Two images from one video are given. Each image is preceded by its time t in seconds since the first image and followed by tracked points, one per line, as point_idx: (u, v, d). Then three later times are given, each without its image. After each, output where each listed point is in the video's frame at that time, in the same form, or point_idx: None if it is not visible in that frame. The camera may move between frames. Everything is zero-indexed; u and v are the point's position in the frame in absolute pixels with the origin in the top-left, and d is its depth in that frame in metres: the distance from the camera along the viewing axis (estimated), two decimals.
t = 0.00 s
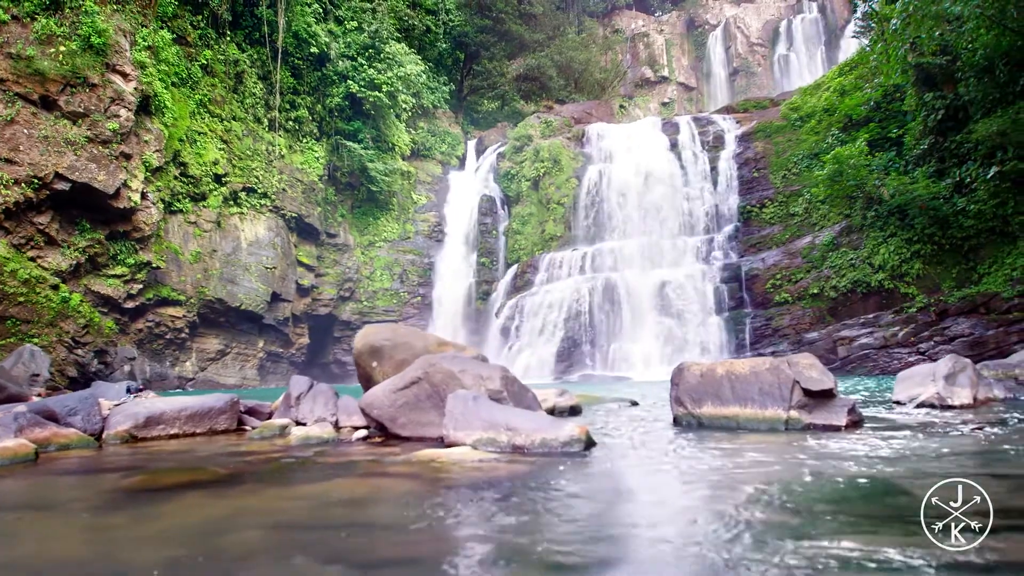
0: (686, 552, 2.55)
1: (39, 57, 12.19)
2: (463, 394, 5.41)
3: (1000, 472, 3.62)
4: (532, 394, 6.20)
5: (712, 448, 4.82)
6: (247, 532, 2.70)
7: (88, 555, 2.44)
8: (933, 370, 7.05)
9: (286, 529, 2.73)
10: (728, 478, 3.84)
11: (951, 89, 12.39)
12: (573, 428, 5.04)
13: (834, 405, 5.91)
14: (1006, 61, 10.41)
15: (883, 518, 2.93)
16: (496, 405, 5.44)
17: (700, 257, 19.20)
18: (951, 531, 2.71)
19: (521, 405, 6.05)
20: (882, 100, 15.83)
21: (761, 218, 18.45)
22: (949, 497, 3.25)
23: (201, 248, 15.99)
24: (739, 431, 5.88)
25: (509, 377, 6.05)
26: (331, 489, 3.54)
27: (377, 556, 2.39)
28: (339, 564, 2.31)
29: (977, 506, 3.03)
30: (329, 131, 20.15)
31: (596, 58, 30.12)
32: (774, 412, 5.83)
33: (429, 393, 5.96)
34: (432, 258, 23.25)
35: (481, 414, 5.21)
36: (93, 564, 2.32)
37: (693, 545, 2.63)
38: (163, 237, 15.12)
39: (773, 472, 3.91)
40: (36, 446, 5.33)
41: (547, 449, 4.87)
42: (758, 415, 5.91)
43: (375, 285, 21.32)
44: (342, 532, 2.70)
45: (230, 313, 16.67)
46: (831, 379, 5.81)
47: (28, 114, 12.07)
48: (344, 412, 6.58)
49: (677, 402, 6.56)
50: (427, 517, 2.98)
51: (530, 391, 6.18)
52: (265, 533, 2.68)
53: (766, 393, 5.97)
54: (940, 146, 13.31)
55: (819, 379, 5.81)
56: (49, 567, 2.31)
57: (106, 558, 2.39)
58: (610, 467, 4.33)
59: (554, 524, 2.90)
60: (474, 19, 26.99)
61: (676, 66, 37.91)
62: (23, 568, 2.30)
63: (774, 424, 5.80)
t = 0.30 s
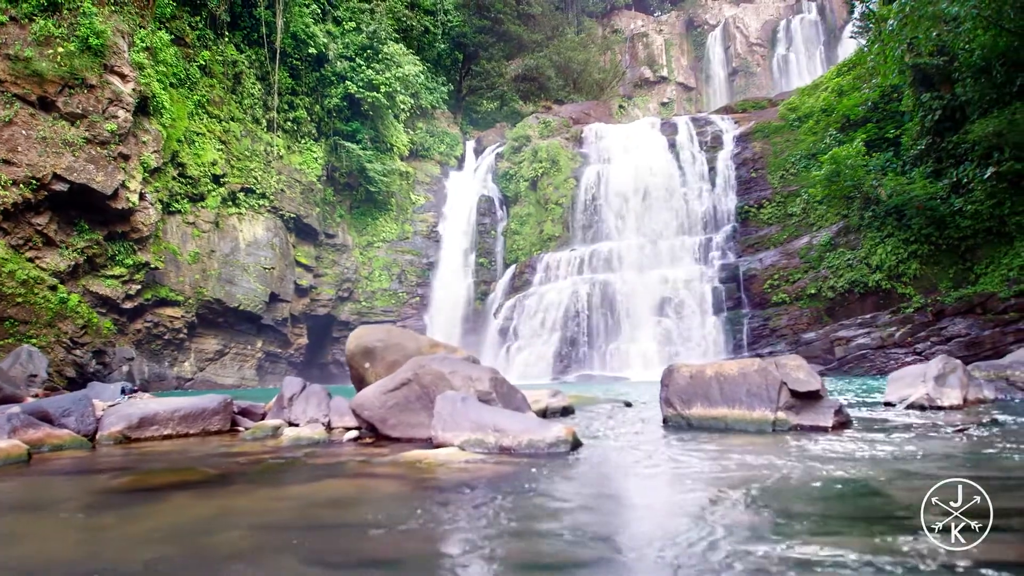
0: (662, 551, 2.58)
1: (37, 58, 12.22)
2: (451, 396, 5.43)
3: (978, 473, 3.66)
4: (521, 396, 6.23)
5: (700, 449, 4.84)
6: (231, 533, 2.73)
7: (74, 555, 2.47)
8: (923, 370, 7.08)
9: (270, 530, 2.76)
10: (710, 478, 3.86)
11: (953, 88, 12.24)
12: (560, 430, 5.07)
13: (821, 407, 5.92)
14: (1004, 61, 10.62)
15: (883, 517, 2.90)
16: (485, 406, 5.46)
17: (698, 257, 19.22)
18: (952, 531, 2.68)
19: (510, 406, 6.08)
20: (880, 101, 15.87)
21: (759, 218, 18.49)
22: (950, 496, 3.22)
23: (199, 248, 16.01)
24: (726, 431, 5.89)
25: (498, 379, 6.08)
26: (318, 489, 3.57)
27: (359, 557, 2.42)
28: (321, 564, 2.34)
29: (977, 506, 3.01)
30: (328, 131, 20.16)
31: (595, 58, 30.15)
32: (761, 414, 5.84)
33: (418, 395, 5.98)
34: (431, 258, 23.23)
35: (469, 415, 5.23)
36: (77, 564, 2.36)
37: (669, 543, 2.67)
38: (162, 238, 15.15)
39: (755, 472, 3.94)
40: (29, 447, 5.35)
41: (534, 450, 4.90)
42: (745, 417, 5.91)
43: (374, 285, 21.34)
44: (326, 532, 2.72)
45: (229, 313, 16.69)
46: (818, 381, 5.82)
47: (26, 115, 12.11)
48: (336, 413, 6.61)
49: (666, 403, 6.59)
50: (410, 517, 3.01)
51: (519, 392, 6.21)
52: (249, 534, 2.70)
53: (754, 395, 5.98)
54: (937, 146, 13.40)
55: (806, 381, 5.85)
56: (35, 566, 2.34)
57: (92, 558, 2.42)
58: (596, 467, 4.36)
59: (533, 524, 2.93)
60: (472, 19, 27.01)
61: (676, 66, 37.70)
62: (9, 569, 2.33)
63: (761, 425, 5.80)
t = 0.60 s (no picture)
0: (634, 549, 2.60)
1: (35, 58, 12.26)
2: (438, 396, 5.46)
3: (955, 473, 3.68)
4: (509, 397, 6.26)
5: (686, 449, 4.86)
6: (211, 532, 2.75)
7: (54, 554, 2.50)
8: (912, 371, 7.11)
9: (249, 530, 2.78)
10: (690, 477, 3.89)
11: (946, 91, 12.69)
12: (546, 430, 5.10)
13: (807, 407, 5.93)
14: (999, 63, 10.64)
15: (883, 516, 2.89)
16: (472, 407, 5.48)
17: (695, 257, 19.25)
18: (951, 531, 2.67)
19: (498, 407, 6.11)
20: (877, 101, 15.92)
21: (757, 218, 18.51)
22: (950, 496, 3.21)
23: (198, 249, 16.03)
24: (714, 432, 5.91)
25: (486, 379, 6.11)
26: (301, 489, 3.60)
27: (334, 556, 2.44)
28: (297, 563, 2.36)
29: (977, 506, 2.99)
30: (326, 132, 20.19)
31: (594, 58, 30.18)
32: (748, 414, 5.85)
33: (407, 395, 6.01)
34: (429, 258, 23.22)
35: (455, 416, 5.25)
36: (56, 563, 2.39)
37: (642, 542, 2.69)
38: (160, 238, 15.17)
39: (735, 473, 3.97)
40: (20, 447, 5.38)
41: (519, 450, 4.92)
42: (732, 417, 5.94)
43: (372, 285, 21.34)
44: (304, 532, 2.75)
45: (227, 313, 16.72)
46: (803, 381, 5.81)
47: (24, 116, 12.16)
48: (327, 413, 6.63)
49: (655, 404, 6.64)
50: (388, 517, 3.03)
51: (507, 393, 6.23)
52: (228, 534, 2.72)
53: (741, 395, 6.00)
54: (934, 147, 13.46)
55: (792, 381, 5.85)
56: (13, 565, 2.37)
57: (70, 557, 2.45)
58: (578, 466, 4.38)
59: (509, 523, 2.94)
60: (470, 20, 27.04)
61: (675, 66, 37.81)
62: None
63: (748, 426, 5.82)
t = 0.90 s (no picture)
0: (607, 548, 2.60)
1: (31, 59, 12.31)
2: (425, 396, 5.48)
3: (933, 473, 3.70)
4: (497, 397, 6.27)
5: (673, 450, 4.87)
6: (188, 531, 2.76)
7: (31, 552, 2.52)
8: (901, 371, 7.13)
9: (226, 529, 2.78)
10: (673, 478, 3.90)
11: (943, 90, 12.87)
12: (531, 430, 5.10)
13: (793, 407, 5.93)
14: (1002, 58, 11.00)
15: (883, 516, 2.88)
16: (458, 407, 5.50)
17: (693, 258, 19.26)
18: (951, 531, 2.65)
19: (485, 407, 6.13)
20: (874, 101, 15.97)
21: (754, 218, 18.52)
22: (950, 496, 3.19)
23: (195, 249, 16.05)
24: (701, 432, 5.93)
25: (473, 379, 6.13)
26: (282, 489, 3.60)
27: (308, 555, 2.44)
28: (271, 562, 2.37)
29: (977, 506, 2.97)
30: (324, 132, 20.20)
31: (592, 58, 30.21)
32: (735, 415, 5.87)
33: (395, 395, 6.02)
34: (428, 258, 23.22)
35: (441, 416, 5.26)
36: (33, 561, 2.41)
37: (616, 541, 2.70)
38: (158, 238, 15.17)
39: (716, 473, 3.98)
40: (10, 447, 5.39)
41: (504, 450, 4.94)
42: (720, 417, 5.96)
43: (370, 285, 21.34)
44: (281, 531, 2.75)
45: (225, 313, 16.73)
46: (790, 381, 5.83)
47: (21, 116, 12.20)
48: (317, 413, 6.65)
49: (644, 405, 6.63)
50: (366, 515, 3.04)
51: (495, 393, 6.25)
52: (205, 533, 2.71)
53: (728, 396, 6.02)
54: (931, 147, 13.52)
55: (778, 381, 5.87)
56: None
57: (48, 555, 2.47)
58: (561, 466, 4.39)
59: (485, 523, 2.95)
60: (469, 20, 27.06)
61: (675, 66, 37.80)
62: None
63: (735, 426, 5.84)
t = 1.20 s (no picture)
0: (580, 547, 2.60)
1: (29, 60, 12.33)
2: (410, 397, 5.49)
3: (909, 474, 3.72)
4: (484, 397, 6.29)
5: (658, 450, 4.88)
6: (167, 530, 2.77)
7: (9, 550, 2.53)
8: (891, 372, 7.16)
9: (204, 528, 2.79)
10: (656, 478, 3.90)
11: (940, 91, 12.96)
12: (515, 430, 5.11)
13: (778, 407, 5.94)
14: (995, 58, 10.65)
15: (884, 516, 2.86)
16: (444, 407, 5.51)
17: (691, 258, 19.27)
18: (952, 530, 2.64)
19: (472, 408, 6.15)
20: (872, 101, 16.01)
21: (752, 218, 18.54)
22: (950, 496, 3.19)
23: (193, 249, 16.05)
24: (687, 432, 5.95)
25: (460, 380, 6.14)
26: (263, 489, 3.60)
27: (282, 554, 2.44)
28: (244, 561, 2.37)
29: (977, 505, 2.97)
30: (322, 132, 20.21)
31: (591, 58, 30.21)
32: (721, 415, 5.89)
33: (382, 395, 6.04)
34: (426, 258, 23.23)
35: (426, 416, 5.27)
36: (11, 558, 2.43)
37: (589, 540, 2.70)
38: (155, 238, 15.18)
39: (697, 473, 3.99)
40: None
41: (489, 450, 4.95)
42: (706, 417, 5.97)
43: (368, 285, 21.36)
44: (257, 531, 2.75)
45: (223, 313, 16.74)
46: (775, 381, 5.84)
47: (18, 116, 12.19)
48: (306, 412, 6.65)
49: (632, 405, 6.63)
50: (344, 515, 3.04)
51: (482, 394, 6.26)
52: (182, 532, 2.72)
53: (714, 396, 6.04)
54: (928, 147, 13.57)
55: (763, 381, 5.89)
56: None
57: (26, 552, 2.49)
58: (541, 465, 4.40)
59: (460, 522, 2.95)
60: (467, 20, 27.10)
61: (674, 66, 37.80)
62: None
63: (721, 426, 5.85)
